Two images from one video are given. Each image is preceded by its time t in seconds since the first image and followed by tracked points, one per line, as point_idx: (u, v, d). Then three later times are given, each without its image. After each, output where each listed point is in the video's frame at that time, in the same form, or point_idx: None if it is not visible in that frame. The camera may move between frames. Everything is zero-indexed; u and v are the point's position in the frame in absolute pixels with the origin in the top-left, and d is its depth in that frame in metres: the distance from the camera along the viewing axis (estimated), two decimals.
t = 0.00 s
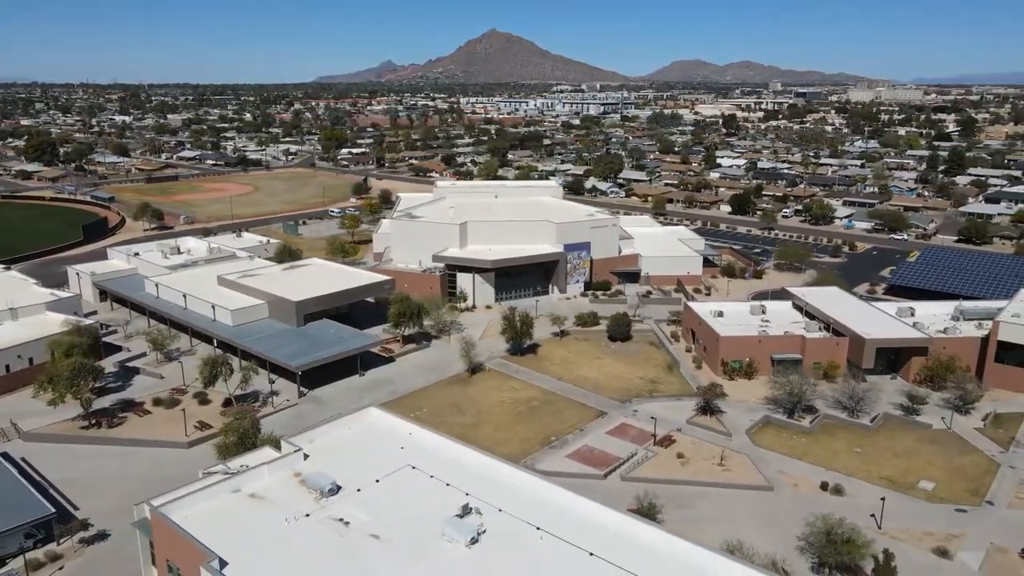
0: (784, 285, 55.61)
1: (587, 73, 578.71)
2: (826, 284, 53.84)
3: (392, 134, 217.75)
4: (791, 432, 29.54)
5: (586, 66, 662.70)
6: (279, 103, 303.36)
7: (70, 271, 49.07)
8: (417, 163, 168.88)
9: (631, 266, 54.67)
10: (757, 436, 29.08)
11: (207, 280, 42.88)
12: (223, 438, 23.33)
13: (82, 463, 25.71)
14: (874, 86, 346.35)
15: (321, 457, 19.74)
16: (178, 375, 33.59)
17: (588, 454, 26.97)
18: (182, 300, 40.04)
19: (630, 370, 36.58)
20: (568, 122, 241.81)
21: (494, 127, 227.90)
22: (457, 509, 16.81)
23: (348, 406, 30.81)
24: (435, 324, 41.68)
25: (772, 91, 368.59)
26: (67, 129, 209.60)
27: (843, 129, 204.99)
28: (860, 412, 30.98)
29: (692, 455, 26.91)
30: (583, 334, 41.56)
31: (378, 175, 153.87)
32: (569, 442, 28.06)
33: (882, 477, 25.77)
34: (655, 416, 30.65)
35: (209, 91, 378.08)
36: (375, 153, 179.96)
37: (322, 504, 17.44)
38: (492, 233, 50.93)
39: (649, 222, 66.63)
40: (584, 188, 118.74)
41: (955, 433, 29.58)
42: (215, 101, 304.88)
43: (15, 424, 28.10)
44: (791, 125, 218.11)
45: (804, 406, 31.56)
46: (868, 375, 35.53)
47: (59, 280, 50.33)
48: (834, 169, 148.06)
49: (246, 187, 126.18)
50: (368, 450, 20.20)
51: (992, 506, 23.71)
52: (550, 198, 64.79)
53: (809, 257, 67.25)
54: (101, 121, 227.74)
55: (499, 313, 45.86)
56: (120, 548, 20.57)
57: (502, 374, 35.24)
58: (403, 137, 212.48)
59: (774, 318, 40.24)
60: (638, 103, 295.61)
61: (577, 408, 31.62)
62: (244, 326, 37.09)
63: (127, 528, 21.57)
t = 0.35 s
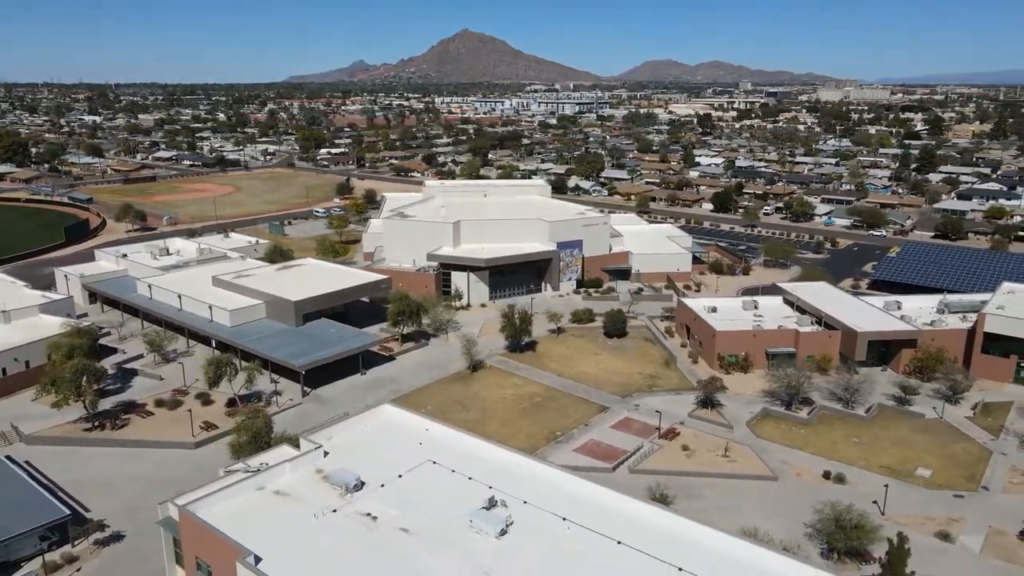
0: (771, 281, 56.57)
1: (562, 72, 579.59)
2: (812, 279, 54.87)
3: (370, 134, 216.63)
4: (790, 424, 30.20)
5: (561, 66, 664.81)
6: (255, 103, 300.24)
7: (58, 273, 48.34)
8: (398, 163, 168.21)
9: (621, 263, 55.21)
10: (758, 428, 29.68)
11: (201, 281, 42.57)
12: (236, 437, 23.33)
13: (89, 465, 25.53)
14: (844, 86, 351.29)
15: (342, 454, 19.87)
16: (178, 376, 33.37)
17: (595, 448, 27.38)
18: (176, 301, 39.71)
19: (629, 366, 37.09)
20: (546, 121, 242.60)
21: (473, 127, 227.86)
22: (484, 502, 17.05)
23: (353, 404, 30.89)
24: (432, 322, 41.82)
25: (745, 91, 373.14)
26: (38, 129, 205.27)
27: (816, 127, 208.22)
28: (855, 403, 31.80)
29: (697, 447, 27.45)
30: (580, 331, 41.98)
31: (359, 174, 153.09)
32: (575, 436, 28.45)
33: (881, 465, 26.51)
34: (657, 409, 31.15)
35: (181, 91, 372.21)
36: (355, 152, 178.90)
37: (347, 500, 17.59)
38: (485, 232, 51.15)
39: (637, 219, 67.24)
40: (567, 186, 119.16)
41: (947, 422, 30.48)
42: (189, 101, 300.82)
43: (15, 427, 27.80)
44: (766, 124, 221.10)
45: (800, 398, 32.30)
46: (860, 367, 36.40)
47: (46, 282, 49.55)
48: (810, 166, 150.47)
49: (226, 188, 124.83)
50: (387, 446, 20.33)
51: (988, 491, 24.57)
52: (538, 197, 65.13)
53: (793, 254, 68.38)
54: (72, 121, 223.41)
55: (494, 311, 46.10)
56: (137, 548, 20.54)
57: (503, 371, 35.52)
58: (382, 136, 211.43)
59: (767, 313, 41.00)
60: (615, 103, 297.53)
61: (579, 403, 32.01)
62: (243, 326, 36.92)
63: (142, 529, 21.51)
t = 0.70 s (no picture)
0: (759, 277, 57.52)
1: (538, 72, 581.65)
2: (799, 275, 55.83)
3: (351, 134, 215.51)
4: (787, 416, 30.90)
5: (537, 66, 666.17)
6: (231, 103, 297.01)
7: (46, 275, 47.62)
8: (379, 163, 167.48)
9: (612, 261, 55.72)
10: (758, 420, 30.27)
11: (195, 283, 42.26)
12: (247, 436, 23.35)
13: (94, 467, 25.36)
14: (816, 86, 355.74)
15: (360, 451, 19.99)
16: (177, 377, 33.15)
17: (600, 442, 27.80)
18: (171, 302, 39.39)
19: (626, 361, 37.61)
20: (526, 121, 243.20)
21: (453, 127, 227.73)
22: (506, 496, 17.29)
23: (357, 403, 31.03)
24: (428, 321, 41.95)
25: (720, 91, 377.18)
26: (9, 130, 200.86)
27: (791, 126, 211.20)
28: (850, 395, 32.60)
29: (700, 440, 27.96)
30: (575, 328, 42.40)
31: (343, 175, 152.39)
32: (579, 431, 28.83)
33: (879, 455, 27.21)
34: (657, 404, 31.64)
35: (155, 91, 366.83)
36: (335, 152, 177.82)
37: (369, 496, 17.72)
38: (477, 231, 51.40)
39: (625, 218, 67.82)
40: (550, 185, 119.52)
41: (939, 412, 31.36)
42: (164, 101, 296.59)
43: (16, 430, 27.52)
44: (741, 124, 223.86)
45: (795, 391, 33.02)
46: (851, 360, 37.26)
47: (34, 285, 48.76)
48: (788, 165, 152.65)
49: (207, 188, 123.52)
50: (403, 443, 20.43)
51: (982, 478, 25.38)
52: (527, 196, 65.46)
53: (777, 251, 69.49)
54: (45, 121, 219.16)
55: (490, 309, 46.34)
56: (153, 549, 20.52)
57: (503, 368, 35.79)
58: (362, 136, 210.38)
59: (758, 308, 41.72)
60: (594, 103, 299.14)
61: (581, 399, 32.40)
62: (241, 327, 36.74)
63: (154, 531, 21.47)
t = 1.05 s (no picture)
0: (745, 274, 58.49)
1: (513, 71, 582.43)
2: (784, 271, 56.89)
3: (328, 134, 213.78)
4: (784, 407, 31.62)
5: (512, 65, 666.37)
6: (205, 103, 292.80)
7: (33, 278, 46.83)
8: (359, 163, 166.45)
9: (602, 258, 56.28)
10: (758, 412, 30.93)
11: (188, 283, 41.93)
12: (260, 435, 23.40)
13: (101, 469, 25.20)
14: (785, 85, 361.12)
15: (378, 447, 20.18)
16: (177, 378, 32.97)
17: (606, 436, 28.25)
18: (165, 303, 39.03)
19: (623, 357, 38.15)
20: (503, 120, 243.41)
21: (432, 126, 227.15)
22: (529, 487, 17.64)
23: (363, 400, 31.18)
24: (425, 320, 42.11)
25: (693, 90, 380.71)
26: None
27: (765, 125, 214.15)
28: (843, 386, 33.46)
29: (702, 433, 28.55)
30: (570, 325, 42.84)
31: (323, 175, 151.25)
32: (584, 426, 29.25)
33: (875, 444, 28.02)
34: (658, 398, 32.18)
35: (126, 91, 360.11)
36: (314, 152, 176.35)
37: (394, 491, 17.94)
38: (470, 230, 51.63)
39: (611, 216, 68.44)
40: (532, 184, 119.91)
41: (929, 402, 32.33)
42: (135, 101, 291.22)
43: (17, 433, 27.23)
44: (716, 123, 226.33)
45: (791, 383, 33.78)
46: (842, 353, 38.19)
47: (19, 288, 47.93)
48: (764, 163, 154.79)
49: (185, 189, 121.79)
50: (421, 439, 20.66)
51: (974, 464, 26.28)
52: (515, 195, 65.74)
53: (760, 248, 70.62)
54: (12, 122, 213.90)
55: (484, 308, 46.61)
56: (170, 549, 20.53)
57: (503, 365, 36.10)
58: (340, 135, 208.79)
59: (749, 303, 42.50)
60: (570, 103, 300.32)
61: (582, 394, 32.84)
62: (238, 328, 36.55)
63: (170, 531, 21.47)
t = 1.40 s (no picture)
0: (732, 270, 59.35)
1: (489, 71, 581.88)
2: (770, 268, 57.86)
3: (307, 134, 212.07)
4: (781, 400, 32.26)
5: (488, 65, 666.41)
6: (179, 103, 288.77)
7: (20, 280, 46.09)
8: (339, 163, 165.37)
9: (592, 256, 56.74)
10: (756, 406, 31.55)
11: (181, 284, 41.58)
12: (271, 434, 23.43)
13: (107, 471, 25.02)
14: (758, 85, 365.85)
15: (394, 444, 20.34)
16: (176, 380, 32.74)
17: (609, 431, 28.65)
18: (160, 305, 38.68)
19: (619, 353, 38.62)
20: (482, 120, 243.56)
21: (411, 126, 226.44)
22: (548, 480, 17.95)
23: (366, 399, 31.30)
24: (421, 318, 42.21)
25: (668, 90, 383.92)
26: None
27: (741, 124, 216.80)
28: (837, 379, 34.23)
29: (703, 426, 29.07)
30: (565, 322, 43.21)
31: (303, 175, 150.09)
32: (587, 421, 29.63)
33: (870, 433, 28.77)
34: (657, 393, 32.65)
35: (97, 91, 353.29)
36: (293, 152, 174.87)
37: (414, 485, 18.14)
38: (461, 229, 51.81)
39: (598, 214, 68.95)
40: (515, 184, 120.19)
41: (919, 393, 33.22)
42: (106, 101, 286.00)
43: (17, 436, 26.92)
44: (693, 122, 228.54)
45: (786, 376, 34.47)
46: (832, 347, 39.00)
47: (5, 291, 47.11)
48: (743, 161, 156.69)
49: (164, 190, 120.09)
50: (435, 435, 20.87)
51: (966, 452, 27.11)
52: (504, 193, 65.98)
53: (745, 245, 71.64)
54: None
55: (478, 306, 46.81)
56: (185, 549, 20.53)
57: (502, 363, 36.34)
58: (318, 135, 207.19)
59: (740, 299, 43.19)
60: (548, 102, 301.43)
61: (582, 390, 33.21)
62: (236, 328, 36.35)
63: (184, 530, 21.43)
